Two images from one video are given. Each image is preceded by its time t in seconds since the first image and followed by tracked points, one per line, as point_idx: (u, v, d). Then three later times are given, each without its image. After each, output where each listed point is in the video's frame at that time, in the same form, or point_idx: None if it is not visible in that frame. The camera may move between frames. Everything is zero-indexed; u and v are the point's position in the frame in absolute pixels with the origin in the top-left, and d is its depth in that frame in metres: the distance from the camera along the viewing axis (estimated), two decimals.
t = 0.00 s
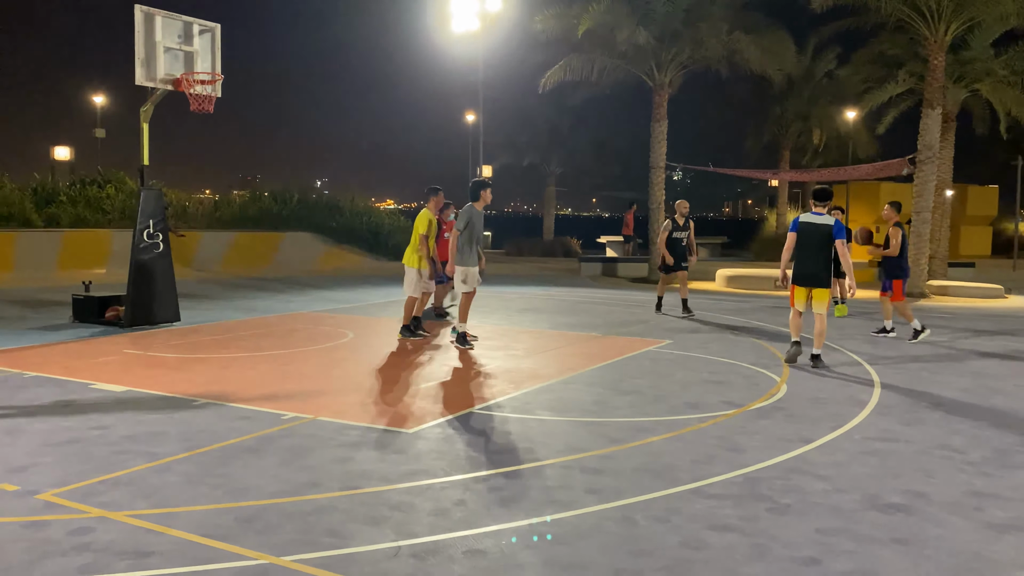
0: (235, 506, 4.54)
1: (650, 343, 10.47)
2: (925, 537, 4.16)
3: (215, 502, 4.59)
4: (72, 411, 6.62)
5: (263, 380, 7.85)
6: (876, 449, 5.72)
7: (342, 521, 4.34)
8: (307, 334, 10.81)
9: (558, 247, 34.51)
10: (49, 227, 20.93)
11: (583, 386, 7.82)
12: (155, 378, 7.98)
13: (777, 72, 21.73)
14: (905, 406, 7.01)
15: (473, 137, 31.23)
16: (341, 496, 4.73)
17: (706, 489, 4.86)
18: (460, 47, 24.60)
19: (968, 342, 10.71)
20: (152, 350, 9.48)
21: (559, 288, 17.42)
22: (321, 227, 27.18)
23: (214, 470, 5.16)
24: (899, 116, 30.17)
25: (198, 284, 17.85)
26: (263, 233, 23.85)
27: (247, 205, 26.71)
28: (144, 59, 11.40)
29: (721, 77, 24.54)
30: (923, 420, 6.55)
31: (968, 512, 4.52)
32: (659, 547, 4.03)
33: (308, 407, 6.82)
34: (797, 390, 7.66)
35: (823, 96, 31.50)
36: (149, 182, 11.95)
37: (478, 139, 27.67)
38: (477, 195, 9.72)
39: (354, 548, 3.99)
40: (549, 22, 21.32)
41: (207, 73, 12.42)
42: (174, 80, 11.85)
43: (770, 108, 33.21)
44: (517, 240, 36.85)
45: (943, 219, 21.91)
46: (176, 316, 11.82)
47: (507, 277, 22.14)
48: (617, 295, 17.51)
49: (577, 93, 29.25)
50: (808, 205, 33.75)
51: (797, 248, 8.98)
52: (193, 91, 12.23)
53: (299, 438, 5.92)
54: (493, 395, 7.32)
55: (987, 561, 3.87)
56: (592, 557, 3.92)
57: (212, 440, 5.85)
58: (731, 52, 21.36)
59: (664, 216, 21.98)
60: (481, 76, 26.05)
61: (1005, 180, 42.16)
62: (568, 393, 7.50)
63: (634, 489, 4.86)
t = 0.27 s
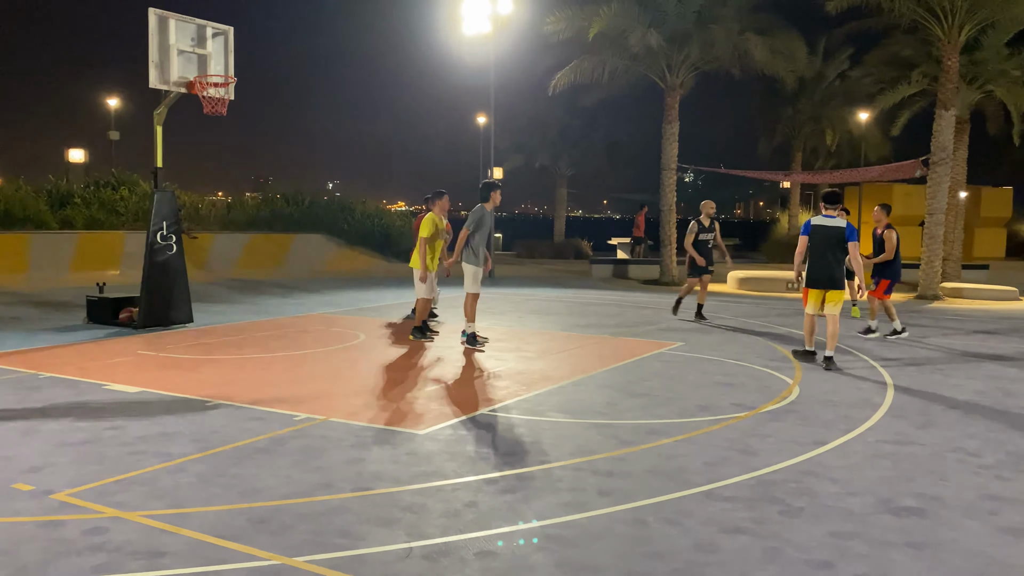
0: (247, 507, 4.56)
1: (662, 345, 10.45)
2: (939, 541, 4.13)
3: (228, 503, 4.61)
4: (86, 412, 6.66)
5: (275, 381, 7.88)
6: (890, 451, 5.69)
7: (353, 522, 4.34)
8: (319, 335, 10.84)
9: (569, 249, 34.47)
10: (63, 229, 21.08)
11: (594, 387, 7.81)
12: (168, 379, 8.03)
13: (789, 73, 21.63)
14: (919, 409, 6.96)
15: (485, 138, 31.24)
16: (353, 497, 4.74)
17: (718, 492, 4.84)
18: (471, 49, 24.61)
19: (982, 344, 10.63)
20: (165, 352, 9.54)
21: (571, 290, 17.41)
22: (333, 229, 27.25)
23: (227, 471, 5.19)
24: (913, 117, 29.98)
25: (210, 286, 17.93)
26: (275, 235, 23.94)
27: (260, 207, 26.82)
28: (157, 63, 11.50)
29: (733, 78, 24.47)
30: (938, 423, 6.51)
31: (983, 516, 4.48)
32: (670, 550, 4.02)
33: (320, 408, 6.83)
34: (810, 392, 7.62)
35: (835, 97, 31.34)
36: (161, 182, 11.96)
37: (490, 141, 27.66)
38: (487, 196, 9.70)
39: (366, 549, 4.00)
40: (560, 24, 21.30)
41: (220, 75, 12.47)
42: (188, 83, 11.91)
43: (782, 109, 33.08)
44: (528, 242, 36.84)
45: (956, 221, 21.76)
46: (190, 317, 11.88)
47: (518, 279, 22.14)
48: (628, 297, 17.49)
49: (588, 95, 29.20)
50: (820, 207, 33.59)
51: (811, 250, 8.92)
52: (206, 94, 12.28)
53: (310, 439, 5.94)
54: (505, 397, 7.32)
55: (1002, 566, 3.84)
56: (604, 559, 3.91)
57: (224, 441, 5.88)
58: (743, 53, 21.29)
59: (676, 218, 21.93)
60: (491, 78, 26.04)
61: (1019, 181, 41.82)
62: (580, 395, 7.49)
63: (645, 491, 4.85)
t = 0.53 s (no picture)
0: (261, 507, 4.57)
1: (674, 347, 10.43)
2: (953, 545, 4.11)
3: (241, 504, 4.63)
4: (101, 412, 6.72)
5: (287, 382, 7.91)
6: (903, 454, 5.66)
7: (366, 523, 4.35)
8: (330, 336, 10.88)
9: (580, 250, 34.46)
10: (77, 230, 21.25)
11: (606, 389, 7.80)
12: (182, 379, 8.08)
13: (801, 74, 21.56)
14: (933, 411, 6.92)
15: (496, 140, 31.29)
16: (365, 498, 4.75)
17: (731, 494, 4.83)
18: (482, 51, 24.66)
19: (997, 346, 10.56)
20: (178, 352, 9.59)
21: (582, 292, 17.40)
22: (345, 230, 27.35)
23: (240, 471, 5.21)
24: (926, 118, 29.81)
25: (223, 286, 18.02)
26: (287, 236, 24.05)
27: (272, 208, 26.94)
28: (172, 65, 11.56)
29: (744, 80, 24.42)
30: (952, 425, 6.47)
31: (998, 519, 4.46)
32: (683, 552, 4.01)
33: (332, 409, 6.86)
34: (823, 395, 7.59)
35: (847, 97, 31.19)
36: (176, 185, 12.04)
37: (500, 142, 27.72)
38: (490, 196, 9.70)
39: (378, 551, 4.01)
40: (570, 25, 21.33)
41: (233, 78, 12.53)
42: (201, 85, 11.98)
43: (794, 110, 32.96)
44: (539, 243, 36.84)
45: (970, 223, 21.64)
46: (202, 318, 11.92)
47: (528, 280, 22.15)
48: (639, 298, 17.47)
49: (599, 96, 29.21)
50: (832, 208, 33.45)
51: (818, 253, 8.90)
52: (219, 96, 12.34)
53: (322, 440, 5.95)
54: (516, 398, 7.33)
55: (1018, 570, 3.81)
56: (616, 561, 3.91)
57: (238, 441, 5.91)
58: (754, 54, 21.25)
59: (687, 219, 21.90)
60: (502, 80, 26.10)
61: None
62: (591, 396, 7.49)
63: (658, 493, 4.84)
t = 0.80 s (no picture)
0: (273, 508, 4.58)
1: (686, 349, 10.39)
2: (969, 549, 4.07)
3: (253, 505, 4.64)
4: (114, 413, 6.74)
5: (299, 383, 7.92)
6: (918, 457, 5.61)
7: (377, 525, 4.35)
8: (341, 338, 10.89)
9: (591, 252, 34.40)
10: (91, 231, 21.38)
11: (617, 391, 7.78)
12: (194, 380, 8.11)
13: (815, 74, 21.45)
14: (948, 414, 6.86)
15: (507, 141, 31.27)
16: (376, 500, 4.75)
17: (743, 497, 4.80)
18: (493, 53, 24.67)
19: (1012, 349, 10.46)
20: (191, 354, 9.62)
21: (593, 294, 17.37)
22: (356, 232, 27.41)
23: (252, 472, 5.22)
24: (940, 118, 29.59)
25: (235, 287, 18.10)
26: (299, 238, 24.17)
27: (284, 210, 27.03)
28: (185, 68, 11.63)
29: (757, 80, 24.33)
30: (967, 428, 6.41)
31: (1015, 524, 4.41)
32: (696, 556, 3.99)
33: (344, 410, 6.87)
34: (836, 397, 7.53)
35: (861, 98, 31.01)
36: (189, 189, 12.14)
37: (512, 144, 27.72)
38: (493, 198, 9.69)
39: (389, 553, 4.01)
40: (581, 26, 21.31)
41: (246, 80, 12.60)
42: (214, 87, 12.06)
43: (807, 111, 32.80)
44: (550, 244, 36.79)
45: (985, 224, 21.47)
46: (214, 319, 11.97)
47: (540, 281, 22.13)
48: (650, 300, 17.42)
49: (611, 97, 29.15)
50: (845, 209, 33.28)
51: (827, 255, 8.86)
52: (231, 98, 12.42)
53: (333, 441, 5.96)
54: (527, 400, 7.32)
55: None
56: (628, 564, 3.89)
57: (250, 442, 5.92)
58: (767, 55, 21.15)
59: (699, 220, 21.82)
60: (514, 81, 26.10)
61: None
62: (603, 398, 7.46)
63: (670, 497, 4.82)
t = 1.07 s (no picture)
0: (284, 509, 4.59)
1: (697, 350, 10.36)
2: (985, 553, 4.03)
3: (266, 505, 4.65)
4: (127, 414, 6.77)
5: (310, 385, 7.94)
6: (932, 460, 5.57)
7: (388, 526, 4.35)
8: (353, 339, 10.92)
9: (603, 254, 34.38)
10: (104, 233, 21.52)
11: (629, 393, 7.76)
12: (207, 381, 8.14)
13: (827, 75, 21.34)
14: (962, 417, 6.81)
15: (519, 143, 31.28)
16: (387, 501, 4.75)
17: (756, 500, 4.77)
18: (504, 55, 24.68)
19: None
20: (204, 355, 9.67)
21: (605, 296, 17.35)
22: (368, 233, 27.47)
23: (264, 473, 5.24)
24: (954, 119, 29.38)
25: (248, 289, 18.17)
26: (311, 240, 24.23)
27: (296, 212, 27.13)
28: (198, 70, 11.70)
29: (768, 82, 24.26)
30: (982, 431, 6.36)
31: None
32: (708, 558, 3.97)
33: (356, 411, 6.88)
34: (850, 400, 7.49)
35: (874, 99, 30.82)
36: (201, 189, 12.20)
37: (523, 146, 27.74)
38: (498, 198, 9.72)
39: (401, 554, 4.01)
40: (592, 29, 21.31)
41: (258, 82, 12.67)
42: (227, 89, 12.14)
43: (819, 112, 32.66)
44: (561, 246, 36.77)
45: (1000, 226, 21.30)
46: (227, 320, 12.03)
47: (551, 283, 22.12)
48: (662, 302, 17.38)
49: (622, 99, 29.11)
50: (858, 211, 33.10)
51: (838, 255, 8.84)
52: (244, 100, 12.49)
53: (345, 442, 5.97)
54: (539, 402, 7.32)
55: None
56: (640, 566, 3.88)
57: (262, 443, 5.94)
58: (778, 57, 21.07)
59: (711, 223, 21.77)
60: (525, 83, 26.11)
61: None
62: (614, 400, 7.45)
63: (682, 499, 4.80)
